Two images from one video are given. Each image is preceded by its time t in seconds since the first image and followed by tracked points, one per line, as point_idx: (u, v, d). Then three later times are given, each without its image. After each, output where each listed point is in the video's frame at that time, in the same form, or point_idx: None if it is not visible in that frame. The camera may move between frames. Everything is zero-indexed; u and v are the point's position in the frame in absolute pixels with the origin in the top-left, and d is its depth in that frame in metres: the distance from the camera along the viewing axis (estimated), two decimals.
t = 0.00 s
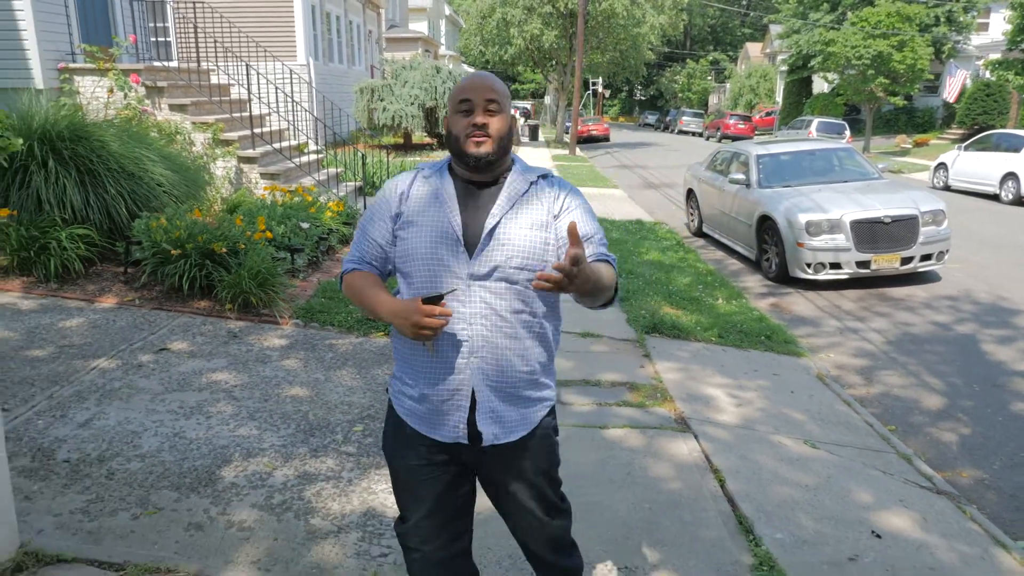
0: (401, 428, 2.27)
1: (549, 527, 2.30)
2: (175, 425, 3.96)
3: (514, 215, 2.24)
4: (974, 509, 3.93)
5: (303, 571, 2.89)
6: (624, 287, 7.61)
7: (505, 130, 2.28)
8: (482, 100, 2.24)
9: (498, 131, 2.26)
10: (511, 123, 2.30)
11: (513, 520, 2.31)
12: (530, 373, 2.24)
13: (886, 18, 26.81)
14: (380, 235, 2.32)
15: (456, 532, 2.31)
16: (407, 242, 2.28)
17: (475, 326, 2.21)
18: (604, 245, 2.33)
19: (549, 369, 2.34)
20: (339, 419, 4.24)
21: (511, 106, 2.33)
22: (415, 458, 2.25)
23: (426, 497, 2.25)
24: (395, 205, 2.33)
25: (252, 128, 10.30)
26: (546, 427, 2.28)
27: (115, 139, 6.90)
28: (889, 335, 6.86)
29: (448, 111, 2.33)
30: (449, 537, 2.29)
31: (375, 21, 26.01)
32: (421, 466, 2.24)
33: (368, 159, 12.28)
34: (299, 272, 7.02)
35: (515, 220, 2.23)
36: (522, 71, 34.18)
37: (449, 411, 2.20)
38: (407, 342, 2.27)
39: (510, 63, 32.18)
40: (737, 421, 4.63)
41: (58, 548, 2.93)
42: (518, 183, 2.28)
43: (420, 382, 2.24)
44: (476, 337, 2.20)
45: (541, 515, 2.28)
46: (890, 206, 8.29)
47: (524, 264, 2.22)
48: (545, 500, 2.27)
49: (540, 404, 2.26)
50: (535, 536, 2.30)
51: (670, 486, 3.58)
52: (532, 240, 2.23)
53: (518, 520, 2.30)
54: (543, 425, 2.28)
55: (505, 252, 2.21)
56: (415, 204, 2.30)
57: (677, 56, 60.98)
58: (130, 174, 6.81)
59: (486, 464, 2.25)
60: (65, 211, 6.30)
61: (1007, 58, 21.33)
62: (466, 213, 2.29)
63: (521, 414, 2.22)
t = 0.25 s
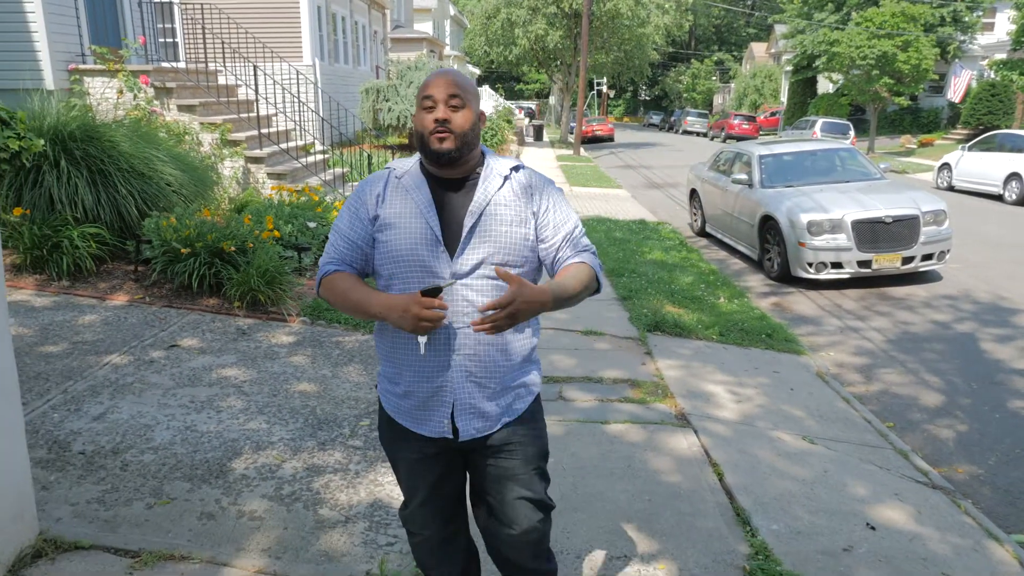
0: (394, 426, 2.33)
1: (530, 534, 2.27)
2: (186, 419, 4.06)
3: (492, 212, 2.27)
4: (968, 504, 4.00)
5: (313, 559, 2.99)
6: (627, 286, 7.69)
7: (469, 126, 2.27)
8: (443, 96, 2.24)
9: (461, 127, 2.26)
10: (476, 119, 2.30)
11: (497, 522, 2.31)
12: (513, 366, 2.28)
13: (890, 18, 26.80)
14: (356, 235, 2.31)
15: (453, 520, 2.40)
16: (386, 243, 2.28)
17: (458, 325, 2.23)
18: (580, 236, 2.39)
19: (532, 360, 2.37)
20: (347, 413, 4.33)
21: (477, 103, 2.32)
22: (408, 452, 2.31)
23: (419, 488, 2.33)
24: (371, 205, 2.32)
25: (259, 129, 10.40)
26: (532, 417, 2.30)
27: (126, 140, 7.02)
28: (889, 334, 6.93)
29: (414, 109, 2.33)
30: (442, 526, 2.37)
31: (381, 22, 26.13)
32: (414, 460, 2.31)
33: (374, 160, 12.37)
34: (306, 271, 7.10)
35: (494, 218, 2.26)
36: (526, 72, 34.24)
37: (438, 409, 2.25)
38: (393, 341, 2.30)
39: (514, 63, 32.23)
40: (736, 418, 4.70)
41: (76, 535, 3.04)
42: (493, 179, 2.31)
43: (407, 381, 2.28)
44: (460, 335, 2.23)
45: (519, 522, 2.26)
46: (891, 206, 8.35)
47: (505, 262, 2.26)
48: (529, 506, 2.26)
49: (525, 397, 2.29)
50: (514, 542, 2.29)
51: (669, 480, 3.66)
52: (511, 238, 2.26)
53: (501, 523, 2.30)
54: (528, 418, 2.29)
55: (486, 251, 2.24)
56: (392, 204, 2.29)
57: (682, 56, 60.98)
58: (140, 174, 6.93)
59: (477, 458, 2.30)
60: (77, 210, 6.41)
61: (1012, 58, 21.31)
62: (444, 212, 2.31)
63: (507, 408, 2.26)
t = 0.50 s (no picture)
0: (393, 419, 2.40)
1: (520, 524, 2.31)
2: (194, 411, 4.16)
3: (484, 212, 2.33)
4: (959, 495, 4.08)
5: (317, 544, 3.08)
6: (627, 284, 7.77)
7: (465, 124, 2.31)
8: (439, 94, 2.27)
9: (458, 124, 2.29)
10: (470, 117, 2.34)
11: (491, 515, 2.37)
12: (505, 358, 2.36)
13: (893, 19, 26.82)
14: (350, 235, 2.34)
15: (452, 507, 2.48)
16: (381, 244, 2.32)
17: (452, 321, 2.30)
18: (567, 230, 2.48)
19: (523, 350, 2.45)
20: (350, 406, 4.43)
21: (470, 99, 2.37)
22: (408, 443, 2.40)
23: (418, 476, 2.41)
24: (363, 205, 2.35)
25: (264, 129, 10.51)
26: (525, 401, 2.38)
27: (132, 139, 7.13)
28: (886, 331, 7.00)
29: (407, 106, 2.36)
30: (440, 513, 2.45)
31: (384, 23, 26.23)
32: (412, 450, 2.39)
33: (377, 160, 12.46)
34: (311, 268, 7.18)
35: (486, 218, 2.33)
36: (529, 72, 34.30)
37: (436, 403, 2.32)
38: (389, 337, 2.36)
39: (517, 64, 32.29)
40: (733, 412, 4.79)
41: (88, 521, 3.13)
42: (483, 178, 2.36)
43: (405, 377, 2.35)
44: (455, 333, 2.30)
45: (510, 512, 2.30)
46: (890, 205, 8.43)
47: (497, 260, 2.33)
48: (520, 497, 2.30)
49: (518, 388, 2.37)
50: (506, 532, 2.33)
51: (665, 470, 3.75)
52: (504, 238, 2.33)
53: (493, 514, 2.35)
54: (521, 403, 2.37)
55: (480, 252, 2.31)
56: (384, 205, 2.32)
57: (685, 57, 61.01)
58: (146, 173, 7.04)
59: (472, 447, 2.37)
60: (84, 208, 6.51)
61: (1014, 59, 21.34)
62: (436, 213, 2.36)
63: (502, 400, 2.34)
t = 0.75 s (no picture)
0: (398, 416, 2.45)
1: (517, 523, 2.39)
2: (201, 404, 4.24)
3: (490, 216, 2.33)
4: (952, 487, 4.16)
5: (323, 531, 3.16)
6: (627, 282, 7.85)
7: (471, 126, 2.35)
8: (446, 96, 2.32)
9: (464, 127, 2.33)
10: (476, 120, 2.38)
11: (493, 511, 2.44)
12: (508, 362, 2.36)
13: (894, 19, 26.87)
14: (357, 237, 2.36)
15: (454, 500, 2.54)
16: (386, 246, 2.32)
17: (455, 324, 2.31)
18: (572, 236, 2.50)
19: (527, 352, 2.45)
20: (354, 399, 4.51)
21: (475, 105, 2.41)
22: (411, 438, 2.43)
23: (421, 470, 2.47)
24: (369, 207, 2.36)
25: (267, 128, 10.60)
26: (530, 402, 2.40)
27: (139, 138, 7.22)
28: (884, 328, 7.08)
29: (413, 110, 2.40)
30: (443, 504, 2.52)
31: (386, 23, 26.31)
32: (415, 444, 2.43)
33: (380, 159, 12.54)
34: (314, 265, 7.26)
35: (492, 223, 2.32)
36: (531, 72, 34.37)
37: (438, 404, 2.35)
38: (395, 335, 2.39)
39: (520, 64, 32.37)
40: (731, 406, 4.86)
41: (99, 508, 3.21)
42: (491, 182, 2.37)
43: (409, 378, 2.37)
44: (458, 337, 2.31)
45: (510, 512, 2.38)
46: (888, 204, 8.50)
47: (502, 267, 2.32)
48: (520, 497, 2.38)
49: (521, 392, 2.38)
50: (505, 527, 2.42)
51: (663, 461, 3.83)
52: (509, 244, 2.33)
53: (494, 510, 2.43)
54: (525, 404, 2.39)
55: (484, 257, 2.30)
56: (390, 207, 2.33)
57: (687, 57, 61.05)
58: (152, 171, 7.15)
59: (473, 448, 2.42)
60: (92, 206, 6.61)
61: (1014, 59, 21.39)
62: (442, 216, 2.35)
63: (503, 402, 2.35)
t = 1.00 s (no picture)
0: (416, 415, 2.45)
1: (527, 529, 2.35)
2: (210, 397, 4.33)
3: (515, 229, 2.25)
4: (945, 480, 4.24)
5: (330, 520, 3.24)
6: (627, 280, 7.93)
7: (504, 132, 2.21)
8: (478, 101, 2.18)
9: (496, 134, 2.20)
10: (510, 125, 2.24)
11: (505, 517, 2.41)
12: (530, 373, 2.33)
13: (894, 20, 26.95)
14: (383, 241, 2.32)
15: (469, 496, 2.52)
16: (411, 254, 2.28)
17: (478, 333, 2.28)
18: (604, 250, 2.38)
19: (550, 360, 2.41)
20: (359, 393, 4.60)
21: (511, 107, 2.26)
22: (429, 435, 2.43)
23: (437, 466, 2.46)
24: (397, 211, 2.31)
25: (271, 128, 10.70)
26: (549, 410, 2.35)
27: (145, 138, 7.32)
28: (881, 326, 7.16)
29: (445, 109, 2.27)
30: (457, 500, 2.51)
31: (388, 24, 26.41)
32: (432, 442, 2.43)
33: (382, 158, 12.64)
34: (319, 263, 7.35)
35: (516, 235, 2.25)
36: (532, 72, 34.48)
37: (457, 410, 2.34)
38: (419, 337, 2.38)
39: (520, 64, 32.48)
40: (730, 401, 4.94)
41: (113, 498, 3.29)
42: (519, 193, 2.27)
43: (429, 382, 2.36)
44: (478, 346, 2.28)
45: (523, 518, 2.34)
46: (886, 203, 8.58)
47: (525, 281, 2.27)
48: (534, 504, 2.34)
49: (540, 402, 2.34)
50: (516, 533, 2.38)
51: (663, 454, 3.91)
52: (533, 258, 2.26)
53: (506, 513, 2.40)
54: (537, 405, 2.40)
55: (507, 270, 2.24)
56: (417, 213, 2.27)
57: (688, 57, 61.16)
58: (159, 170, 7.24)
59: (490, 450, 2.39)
60: (99, 205, 6.70)
61: (1014, 60, 21.47)
62: (468, 224, 2.28)
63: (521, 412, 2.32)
